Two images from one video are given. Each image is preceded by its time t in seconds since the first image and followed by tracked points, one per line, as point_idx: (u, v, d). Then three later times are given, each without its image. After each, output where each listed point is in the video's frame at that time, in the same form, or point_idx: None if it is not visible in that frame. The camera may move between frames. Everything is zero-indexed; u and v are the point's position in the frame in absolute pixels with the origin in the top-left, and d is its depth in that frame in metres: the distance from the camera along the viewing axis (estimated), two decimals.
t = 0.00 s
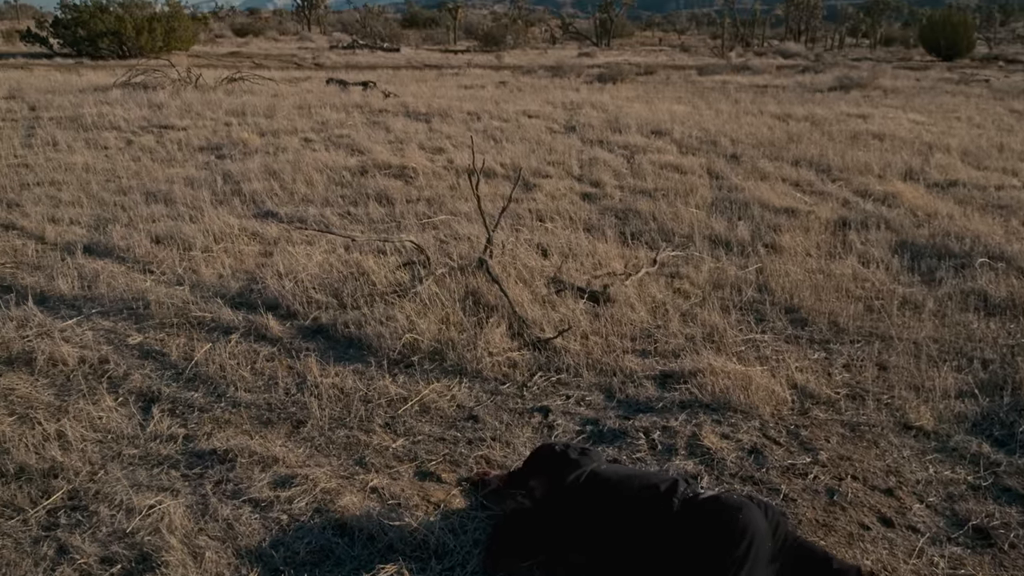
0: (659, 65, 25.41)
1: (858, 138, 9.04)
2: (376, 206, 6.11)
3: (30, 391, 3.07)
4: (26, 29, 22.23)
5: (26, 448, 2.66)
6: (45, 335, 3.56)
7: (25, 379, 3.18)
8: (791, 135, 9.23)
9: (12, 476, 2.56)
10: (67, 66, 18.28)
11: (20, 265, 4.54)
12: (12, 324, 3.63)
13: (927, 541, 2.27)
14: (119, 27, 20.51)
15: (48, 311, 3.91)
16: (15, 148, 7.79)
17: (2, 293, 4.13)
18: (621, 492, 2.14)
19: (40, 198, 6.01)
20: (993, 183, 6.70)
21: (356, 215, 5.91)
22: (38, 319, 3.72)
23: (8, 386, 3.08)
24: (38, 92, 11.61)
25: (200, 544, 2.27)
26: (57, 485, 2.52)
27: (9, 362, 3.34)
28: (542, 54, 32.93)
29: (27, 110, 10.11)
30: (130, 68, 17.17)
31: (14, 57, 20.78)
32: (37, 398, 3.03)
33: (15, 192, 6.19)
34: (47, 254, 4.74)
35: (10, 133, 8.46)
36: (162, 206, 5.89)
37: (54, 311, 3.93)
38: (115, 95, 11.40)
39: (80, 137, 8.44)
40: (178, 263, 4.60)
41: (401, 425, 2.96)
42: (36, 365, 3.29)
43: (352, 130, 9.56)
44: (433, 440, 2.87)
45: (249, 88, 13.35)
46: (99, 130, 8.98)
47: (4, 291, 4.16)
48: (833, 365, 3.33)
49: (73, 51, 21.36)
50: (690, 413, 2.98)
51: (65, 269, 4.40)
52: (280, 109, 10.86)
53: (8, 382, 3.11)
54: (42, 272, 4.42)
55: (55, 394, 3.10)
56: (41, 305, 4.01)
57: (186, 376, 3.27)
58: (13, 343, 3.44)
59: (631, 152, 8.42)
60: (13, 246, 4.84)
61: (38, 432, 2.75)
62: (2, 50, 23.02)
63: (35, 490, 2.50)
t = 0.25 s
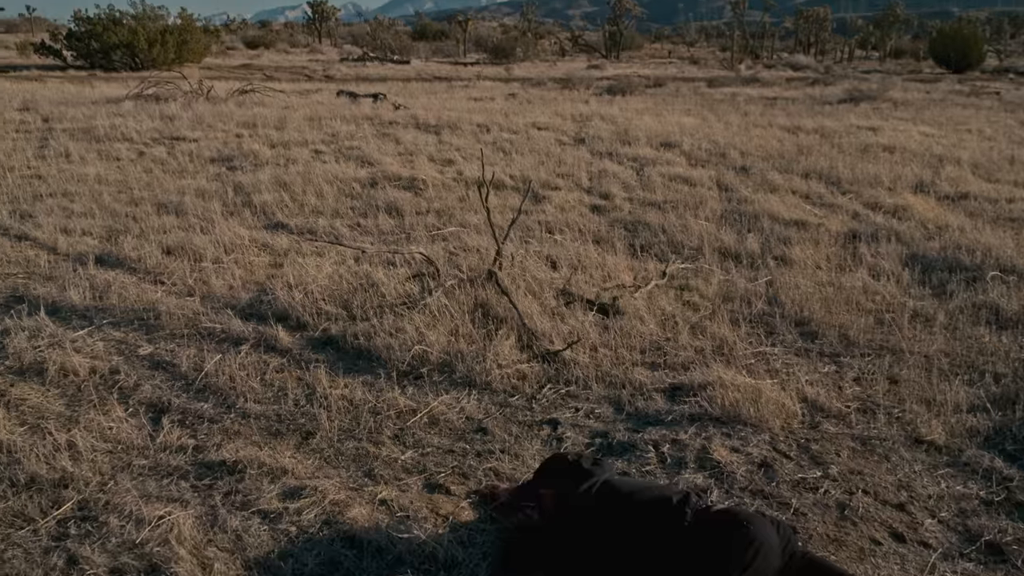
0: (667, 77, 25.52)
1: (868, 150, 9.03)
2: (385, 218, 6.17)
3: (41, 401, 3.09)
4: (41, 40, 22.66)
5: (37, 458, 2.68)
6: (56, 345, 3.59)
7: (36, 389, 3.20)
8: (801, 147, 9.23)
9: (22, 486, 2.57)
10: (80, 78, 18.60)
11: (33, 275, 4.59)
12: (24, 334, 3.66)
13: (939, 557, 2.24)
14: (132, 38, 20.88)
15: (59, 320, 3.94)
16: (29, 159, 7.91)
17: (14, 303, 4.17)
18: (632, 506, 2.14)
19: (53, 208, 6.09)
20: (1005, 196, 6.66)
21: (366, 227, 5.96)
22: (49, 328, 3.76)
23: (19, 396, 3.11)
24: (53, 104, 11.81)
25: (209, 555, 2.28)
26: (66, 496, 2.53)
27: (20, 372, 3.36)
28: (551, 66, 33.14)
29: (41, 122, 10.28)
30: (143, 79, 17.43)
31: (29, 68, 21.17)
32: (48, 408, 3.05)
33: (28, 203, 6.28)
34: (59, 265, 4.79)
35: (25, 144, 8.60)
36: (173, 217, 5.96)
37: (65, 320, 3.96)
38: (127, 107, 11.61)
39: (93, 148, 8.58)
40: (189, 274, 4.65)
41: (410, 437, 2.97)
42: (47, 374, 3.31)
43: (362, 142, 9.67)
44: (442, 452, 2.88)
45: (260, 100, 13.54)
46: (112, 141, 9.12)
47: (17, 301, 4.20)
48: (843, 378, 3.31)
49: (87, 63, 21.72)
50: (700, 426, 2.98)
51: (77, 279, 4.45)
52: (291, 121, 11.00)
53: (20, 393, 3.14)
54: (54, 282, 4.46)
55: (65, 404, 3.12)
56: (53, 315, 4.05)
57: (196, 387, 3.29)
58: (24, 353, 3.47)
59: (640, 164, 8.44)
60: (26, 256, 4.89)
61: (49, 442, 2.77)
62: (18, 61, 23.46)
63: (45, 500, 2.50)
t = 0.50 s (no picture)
0: (675, 90, 25.62)
1: (877, 164, 9.01)
2: (394, 231, 6.22)
3: (51, 413, 3.12)
4: (54, 54, 23.06)
5: (47, 469, 2.70)
6: (67, 356, 3.63)
7: (46, 400, 3.23)
8: (810, 161, 9.23)
9: (32, 497, 2.59)
10: (93, 91, 18.91)
11: (44, 287, 4.65)
12: (35, 345, 3.71)
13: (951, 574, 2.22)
14: (144, 52, 21.24)
15: (70, 332, 3.99)
16: (42, 172, 8.04)
17: (26, 314, 4.22)
18: (640, 522, 2.13)
19: (65, 221, 6.18)
20: (1016, 210, 6.63)
21: (375, 240, 6.01)
22: (61, 339, 3.80)
23: (30, 408, 3.14)
24: (66, 117, 12.00)
25: (218, 569, 2.29)
26: (76, 507, 2.55)
27: (31, 383, 3.40)
28: (559, 79, 33.30)
29: (54, 135, 10.45)
30: (155, 93, 17.70)
31: (43, 81, 21.56)
32: (59, 420, 3.08)
33: (40, 215, 6.37)
34: (70, 277, 4.85)
35: (38, 157, 8.74)
36: (184, 230, 6.04)
37: (76, 332, 4.00)
38: (139, 120, 11.81)
39: (104, 161, 8.72)
40: (199, 287, 4.70)
41: (418, 450, 2.98)
42: (58, 386, 3.35)
43: (371, 155, 9.77)
44: (450, 465, 2.89)
45: (270, 114, 13.72)
46: (124, 154, 9.27)
47: (28, 313, 4.25)
48: (853, 393, 3.30)
49: (100, 76, 22.08)
50: (709, 440, 2.97)
51: (88, 291, 4.50)
52: (301, 134, 11.14)
53: (30, 404, 3.17)
54: (65, 294, 4.52)
55: (75, 416, 3.15)
56: (63, 326, 4.09)
57: (206, 399, 3.32)
58: (35, 364, 3.51)
59: (648, 177, 8.47)
60: (38, 268, 4.96)
61: (59, 454, 2.79)
62: (32, 74, 23.89)
63: (55, 512, 2.53)
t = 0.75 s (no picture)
0: (680, 103, 25.72)
1: (884, 178, 9.00)
2: (401, 244, 6.26)
3: (58, 425, 3.15)
4: (65, 67, 23.41)
5: (54, 482, 2.72)
6: (75, 369, 3.66)
7: (54, 413, 3.26)
8: (817, 174, 9.23)
9: (39, 510, 2.61)
10: (103, 104, 19.19)
11: (53, 299, 4.70)
12: (43, 357, 3.74)
13: None
14: (154, 66, 21.57)
15: (78, 344, 4.02)
16: (52, 184, 8.15)
17: (35, 327, 4.27)
18: (647, 537, 2.12)
19: (74, 233, 6.25)
20: None
21: (382, 253, 6.04)
22: (69, 351, 3.84)
23: (38, 420, 3.17)
24: (76, 131, 12.17)
25: None
26: (82, 520, 2.56)
27: (39, 396, 3.42)
28: (566, 93, 33.51)
29: (64, 148, 10.59)
30: (164, 106, 17.94)
31: (54, 94, 21.88)
32: (66, 432, 3.11)
33: (50, 227, 6.45)
34: (79, 289, 4.90)
35: (49, 170, 8.86)
36: (192, 242, 6.10)
37: (84, 344, 4.04)
38: (148, 134, 11.96)
39: (114, 174, 8.83)
40: (206, 299, 4.75)
41: (424, 463, 2.99)
42: (65, 398, 3.37)
43: (379, 168, 9.85)
44: (456, 479, 2.89)
45: (279, 127, 13.88)
46: (134, 167, 9.39)
47: (37, 325, 4.30)
48: (861, 408, 3.28)
49: (109, 89, 22.39)
50: (716, 455, 2.96)
51: (96, 304, 4.55)
52: (309, 148, 11.26)
53: (38, 417, 3.20)
54: (74, 307, 4.56)
55: (83, 428, 3.17)
56: (72, 338, 4.13)
57: (213, 412, 3.34)
58: (43, 376, 3.54)
59: (655, 191, 8.49)
60: (47, 281, 5.01)
61: (66, 466, 2.82)
62: (44, 88, 24.29)
63: (61, 524, 2.54)
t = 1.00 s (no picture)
0: (684, 116, 25.83)
1: (888, 191, 9.00)
2: (406, 257, 6.29)
3: (63, 437, 3.16)
4: (72, 80, 23.70)
5: (58, 494, 2.73)
6: (80, 381, 3.68)
7: (58, 425, 3.28)
8: (822, 188, 9.24)
9: (43, 523, 2.62)
10: (110, 117, 19.42)
11: (59, 311, 4.74)
12: (49, 369, 3.77)
13: None
14: (160, 79, 21.84)
15: (83, 356, 4.05)
16: (59, 197, 8.23)
17: (40, 339, 4.30)
18: (649, 552, 2.13)
19: (80, 246, 6.31)
20: None
21: (387, 266, 6.08)
22: (75, 364, 3.86)
23: (42, 432, 3.19)
24: (84, 143, 12.32)
25: None
26: (87, 532, 2.57)
27: (44, 408, 3.44)
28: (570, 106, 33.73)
29: (71, 161, 10.71)
30: (171, 119, 18.14)
31: (62, 108, 22.15)
32: (71, 444, 3.12)
33: (56, 240, 6.51)
34: (85, 301, 4.94)
35: (56, 183, 8.96)
36: (197, 255, 6.15)
37: (89, 356, 4.07)
38: (155, 147, 12.09)
39: (120, 187, 8.91)
40: (211, 311, 4.78)
41: (428, 477, 2.99)
42: (70, 411, 3.39)
43: (383, 181, 9.92)
44: (460, 492, 2.89)
45: (284, 140, 14.00)
46: (140, 180, 9.48)
47: (43, 337, 4.33)
48: (867, 421, 3.27)
49: (116, 102, 22.65)
50: (721, 469, 2.95)
51: (101, 316, 4.58)
52: (314, 161, 11.35)
53: (43, 428, 3.22)
54: (79, 319, 4.60)
55: (87, 440, 3.19)
56: (77, 351, 4.16)
57: (217, 425, 3.35)
58: (48, 389, 3.57)
59: (659, 204, 8.52)
60: (53, 293, 5.06)
61: (71, 478, 2.83)
62: (52, 101, 24.59)
63: (65, 536, 2.55)
